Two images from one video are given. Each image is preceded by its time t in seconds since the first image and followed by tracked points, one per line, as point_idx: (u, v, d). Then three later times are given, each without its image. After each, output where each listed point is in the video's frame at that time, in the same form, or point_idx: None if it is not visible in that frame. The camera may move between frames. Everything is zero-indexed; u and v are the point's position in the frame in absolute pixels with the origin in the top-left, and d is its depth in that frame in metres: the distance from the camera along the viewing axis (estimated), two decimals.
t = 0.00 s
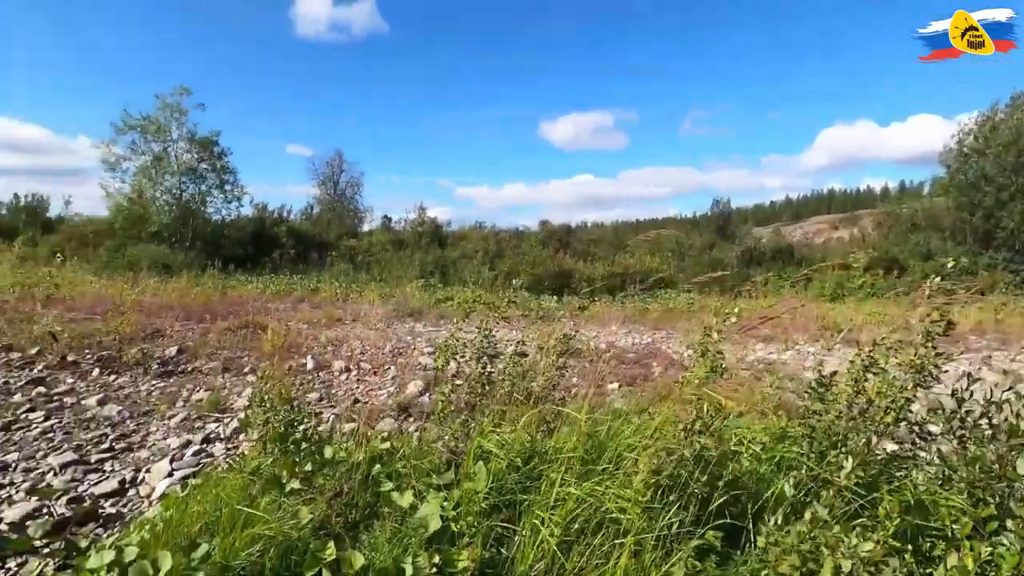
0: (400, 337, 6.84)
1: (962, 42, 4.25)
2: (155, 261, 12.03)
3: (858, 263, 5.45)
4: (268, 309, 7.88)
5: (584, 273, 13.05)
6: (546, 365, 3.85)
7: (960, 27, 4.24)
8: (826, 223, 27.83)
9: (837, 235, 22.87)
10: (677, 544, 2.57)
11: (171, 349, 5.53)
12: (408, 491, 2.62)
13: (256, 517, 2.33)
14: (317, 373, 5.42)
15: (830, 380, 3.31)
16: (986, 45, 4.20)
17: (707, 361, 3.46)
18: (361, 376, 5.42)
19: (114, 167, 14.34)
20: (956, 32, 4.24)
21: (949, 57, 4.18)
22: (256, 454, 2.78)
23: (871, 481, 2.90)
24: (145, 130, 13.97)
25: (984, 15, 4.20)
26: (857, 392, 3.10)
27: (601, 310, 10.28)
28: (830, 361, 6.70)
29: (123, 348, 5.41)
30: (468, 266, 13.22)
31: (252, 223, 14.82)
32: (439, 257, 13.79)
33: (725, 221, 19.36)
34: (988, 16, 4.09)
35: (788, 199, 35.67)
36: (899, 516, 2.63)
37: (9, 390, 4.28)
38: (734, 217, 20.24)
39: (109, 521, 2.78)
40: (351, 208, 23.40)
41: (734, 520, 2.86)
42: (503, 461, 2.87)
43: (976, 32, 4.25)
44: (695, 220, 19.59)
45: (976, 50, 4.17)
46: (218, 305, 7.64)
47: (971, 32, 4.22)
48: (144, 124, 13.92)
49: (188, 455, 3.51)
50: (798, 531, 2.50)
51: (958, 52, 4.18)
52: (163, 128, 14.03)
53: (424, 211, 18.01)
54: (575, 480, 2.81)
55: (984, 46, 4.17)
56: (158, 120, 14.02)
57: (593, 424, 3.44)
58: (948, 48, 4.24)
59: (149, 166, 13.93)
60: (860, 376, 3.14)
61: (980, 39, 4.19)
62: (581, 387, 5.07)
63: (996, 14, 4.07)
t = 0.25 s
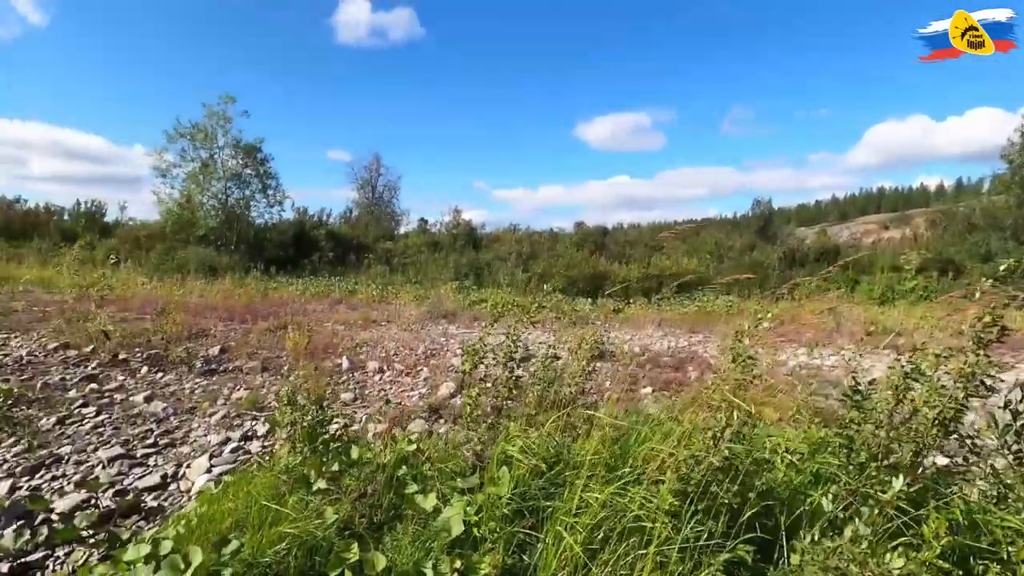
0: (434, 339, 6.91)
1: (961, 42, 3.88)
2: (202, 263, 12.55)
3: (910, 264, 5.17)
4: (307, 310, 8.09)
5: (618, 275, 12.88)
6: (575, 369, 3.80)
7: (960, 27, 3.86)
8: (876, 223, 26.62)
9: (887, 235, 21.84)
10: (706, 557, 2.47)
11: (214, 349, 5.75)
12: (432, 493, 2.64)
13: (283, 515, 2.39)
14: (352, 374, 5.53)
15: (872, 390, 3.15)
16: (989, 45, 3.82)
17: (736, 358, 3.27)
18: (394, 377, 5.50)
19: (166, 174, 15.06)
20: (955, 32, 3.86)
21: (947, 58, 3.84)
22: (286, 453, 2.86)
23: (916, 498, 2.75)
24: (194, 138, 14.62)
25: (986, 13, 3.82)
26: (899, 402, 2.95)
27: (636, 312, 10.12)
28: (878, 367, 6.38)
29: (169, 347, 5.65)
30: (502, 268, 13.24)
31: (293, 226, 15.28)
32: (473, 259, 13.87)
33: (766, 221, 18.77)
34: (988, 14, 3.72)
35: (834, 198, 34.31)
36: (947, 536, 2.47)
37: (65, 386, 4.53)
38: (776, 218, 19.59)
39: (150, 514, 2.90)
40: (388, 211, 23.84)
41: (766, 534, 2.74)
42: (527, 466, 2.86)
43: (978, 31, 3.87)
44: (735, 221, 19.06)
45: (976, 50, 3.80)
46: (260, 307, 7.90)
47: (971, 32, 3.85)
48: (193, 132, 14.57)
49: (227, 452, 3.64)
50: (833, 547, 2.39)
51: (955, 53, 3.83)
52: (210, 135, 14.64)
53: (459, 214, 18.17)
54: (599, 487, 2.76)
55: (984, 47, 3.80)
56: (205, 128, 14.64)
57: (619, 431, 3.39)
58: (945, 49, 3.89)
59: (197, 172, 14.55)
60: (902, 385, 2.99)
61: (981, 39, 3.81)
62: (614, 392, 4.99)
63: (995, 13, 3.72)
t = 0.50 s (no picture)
0: (458, 339, 6.95)
1: (961, 43, 3.89)
2: (234, 266, 12.90)
3: (950, 260, 4.94)
4: (334, 311, 8.23)
5: (644, 274, 12.73)
6: (596, 370, 3.75)
7: (960, 27, 3.87)
8: (915, 217, 25.63)
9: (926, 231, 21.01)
10: (723, 563, 2.42)
11: (244, 350, 5.90)
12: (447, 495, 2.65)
13: (301, 516, 2.44)
14: (376, 374, 5.59)
15: (902, 392, 3.03)
16: (989, 46, 3.83)
17: (755, 357, 3.12)
18: (417, 377, 5.55)
19: (199, 179, 15.54)
20: (955, 33, 3.87)
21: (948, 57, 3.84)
22: (306, 452, 2.90)
23: (949, 506, 2.65)
24: (226, 144, 15.05)
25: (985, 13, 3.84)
26: (930, 405, 2.82)
27: (663, 312, 9.98)
28: (917, 368, 6.14)
29: (200, 347, 5.82)
30: (526, 267, 13.22)
31: (321, 229, 15.57)
32: (498, 259, 13.88)
33: (798, 218, 18.27)
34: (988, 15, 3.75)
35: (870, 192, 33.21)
36: (982, 547, 2.36)
37: (102, 386, 4.71)
38: (808, 214, 19.05)
39: (179, 511, 2.99)
40: (413, 213, 24.08)
41: (789, 541, 2.66)
42: (541, 468, 2.84)
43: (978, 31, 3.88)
44: (765, 218, 18.62)
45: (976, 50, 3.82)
46: (288, 308, 8.08)
47: (971, 32, 3.86)
48: (224, 138, 14.99)
49: (253, 450, 3.73)
50: (856, 557, 2.32)
51: (954, 54, 3.85)
52: (241, 141, 15.05)
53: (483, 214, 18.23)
54: (614, 490, 2.73)
55: (984, 47, 3.80)
56: (236, 134, 15.05)
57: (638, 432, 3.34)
58: (946, 49, 3.90)
59: (228, 177, 14.97)
60: (934, 386, 2.86)
61: (981, 39, 3.82)
62: (638, 392, 4.92)
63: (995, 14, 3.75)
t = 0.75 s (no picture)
0: (475, 337, 6.96)
1: (961, 43, 3.98)
2: (255, 265, 13.12)
3: (981, 256, 4.78)
4: (352, 309, 8.32)
5: (663, 271, 12.59)
6: (611, 368, 3.72)
7: (960, 27, 3.96)
8: (945, 212, 24.86)
9: (957, 225, 20.38)
10: (736, 565, 2.39)
11: (264, 347, 6.00)
12: (459, 492, 2.66)
13: (315, 512, 2.48)
14: (393, 371, 5.62)
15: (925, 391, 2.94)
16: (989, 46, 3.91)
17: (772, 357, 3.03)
18: (434, 375, 5.57)
19: (222, 180, 15.83)
20: (954, 33, 3.96)
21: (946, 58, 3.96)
22: (321, 449, 2.94)
23: (974, 509, 2.57)
24: (247, 145, 15.31)
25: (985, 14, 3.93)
26: (954, 405, 2.73)
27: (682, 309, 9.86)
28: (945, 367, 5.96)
29: (222, 345, 5.94)
30: (544, 265, 13.18)
31: (340, 228, 15.75)
32: (515, 257, 13.87)
33: (821, 213, 17.88)
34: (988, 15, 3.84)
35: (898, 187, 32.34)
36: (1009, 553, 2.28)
37: (127, 382, 4.83)
38: (832, 209, 18.62)
39: (199, 505, 3.07)
40: (431, 212, 24.19)
41: (805, 544, 2.62)
42: (552, 467, 2.83)
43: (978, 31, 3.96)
44: (788, 213, 18.25)
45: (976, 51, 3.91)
46: (309, 306, 8.19)
47: (971, 32, 3.95)
48: (246, 139, 15.24)
49: (271, 446, 3.80)
50: (874, 560, 2.27)
51: (953, 54, 3.95)
52: (262, 142, 15.29)
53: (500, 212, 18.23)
54: (626, 490, 2.71)
55: (984, 46, 3.89)
56: (257, 135, 15.29)
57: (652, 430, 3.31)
58: (946, 49, 3.98)
59: (250, 177, 15.22)
60: (959, 385, 2.77)
61: (981, 39, 3.91)
62: (655, 390, 4.87)
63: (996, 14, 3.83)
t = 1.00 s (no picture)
0: (498, 334, 6.97)
1: (963, 42, 4.46)
2: (284, 262, 13.40)
3: None
4: (378, 306, 8.42)
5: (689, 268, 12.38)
6: (634, 366, 3.67)
7: (961, 28, 4.43)
8: (987, 207, 23.86)
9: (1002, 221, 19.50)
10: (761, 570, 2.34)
11: (292, 343, 6.12)
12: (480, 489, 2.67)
13: (339, 505, 2.52)
14: (418, 367, 5.67)
15: (963, 394, 2.81)
16: (987, 45, 4.40)
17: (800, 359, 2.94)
18: (458, 372, 5.61)
19: (253, 179, 16.20)
20: (956, 33, 4.44)
21: (948, 57, 4.36)
22: (345, 444, 2.99)
23: (1016, 517, 2.45)
24: (278, 144, 15.63)
25: (984, 15, 4.39)
26: (995, 408, 2.61)
27: (710, 307, 9.69)
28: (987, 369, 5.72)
29: (252, 340, 6.08)
30: (569, 262, 13.10)
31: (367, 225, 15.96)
32: (539, 254, 13.82)
33: (856, 209, 17.32)
34: (984, 18, 4.30)
35: (938, 181, 31.10)
36: None
37: (162, 375, 5.00)
38: (867, 205, 18.05)
39: (229, 496, 3.16)
40: (456, 209, 24.30)
41: (834, 549, 2.54)
42: (573, 465, 2.81)
43: (977, 32, 4.45)
44: (821, 209, 17.74)
45: (975, 49, 4.38)
46: (336, 302, 8.32)
47: (971, 32, 4.42)
48: (276, 138, 15.57)
49: (299, 440, 3.89)
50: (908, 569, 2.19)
51: (956, 50, 4.41)
52: (292, 141, 15.58)
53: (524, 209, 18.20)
54: (649, 490, 2.67)
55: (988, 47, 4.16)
56: (286, 134, 15.59)
57: (674, 430, 3.26)
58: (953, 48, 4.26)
59: (279, 176, 15.53)
60: (1001, 388, 2.65)
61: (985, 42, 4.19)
62: (681, 389, 4.80)
63: (992, 15, 4.27)
